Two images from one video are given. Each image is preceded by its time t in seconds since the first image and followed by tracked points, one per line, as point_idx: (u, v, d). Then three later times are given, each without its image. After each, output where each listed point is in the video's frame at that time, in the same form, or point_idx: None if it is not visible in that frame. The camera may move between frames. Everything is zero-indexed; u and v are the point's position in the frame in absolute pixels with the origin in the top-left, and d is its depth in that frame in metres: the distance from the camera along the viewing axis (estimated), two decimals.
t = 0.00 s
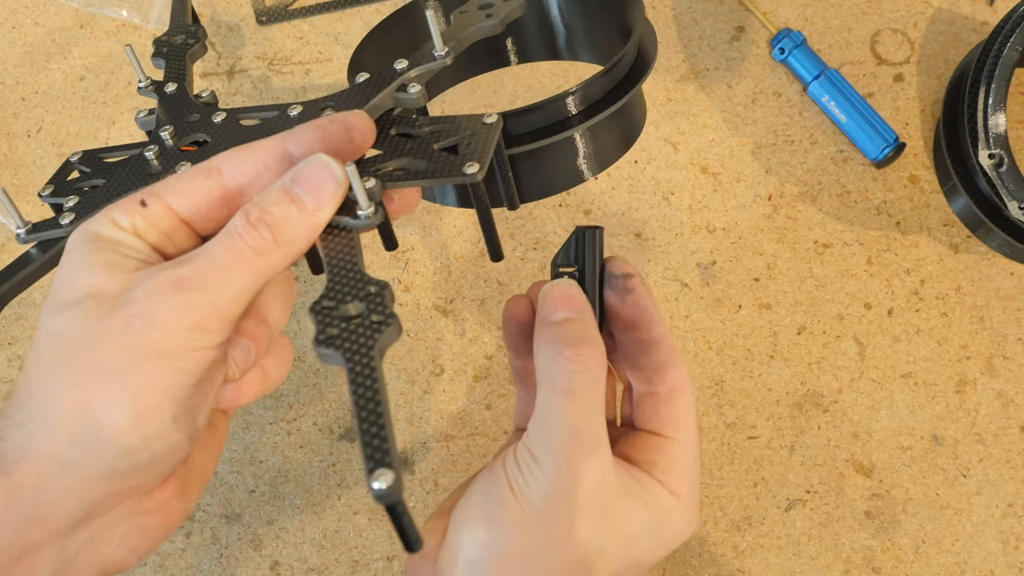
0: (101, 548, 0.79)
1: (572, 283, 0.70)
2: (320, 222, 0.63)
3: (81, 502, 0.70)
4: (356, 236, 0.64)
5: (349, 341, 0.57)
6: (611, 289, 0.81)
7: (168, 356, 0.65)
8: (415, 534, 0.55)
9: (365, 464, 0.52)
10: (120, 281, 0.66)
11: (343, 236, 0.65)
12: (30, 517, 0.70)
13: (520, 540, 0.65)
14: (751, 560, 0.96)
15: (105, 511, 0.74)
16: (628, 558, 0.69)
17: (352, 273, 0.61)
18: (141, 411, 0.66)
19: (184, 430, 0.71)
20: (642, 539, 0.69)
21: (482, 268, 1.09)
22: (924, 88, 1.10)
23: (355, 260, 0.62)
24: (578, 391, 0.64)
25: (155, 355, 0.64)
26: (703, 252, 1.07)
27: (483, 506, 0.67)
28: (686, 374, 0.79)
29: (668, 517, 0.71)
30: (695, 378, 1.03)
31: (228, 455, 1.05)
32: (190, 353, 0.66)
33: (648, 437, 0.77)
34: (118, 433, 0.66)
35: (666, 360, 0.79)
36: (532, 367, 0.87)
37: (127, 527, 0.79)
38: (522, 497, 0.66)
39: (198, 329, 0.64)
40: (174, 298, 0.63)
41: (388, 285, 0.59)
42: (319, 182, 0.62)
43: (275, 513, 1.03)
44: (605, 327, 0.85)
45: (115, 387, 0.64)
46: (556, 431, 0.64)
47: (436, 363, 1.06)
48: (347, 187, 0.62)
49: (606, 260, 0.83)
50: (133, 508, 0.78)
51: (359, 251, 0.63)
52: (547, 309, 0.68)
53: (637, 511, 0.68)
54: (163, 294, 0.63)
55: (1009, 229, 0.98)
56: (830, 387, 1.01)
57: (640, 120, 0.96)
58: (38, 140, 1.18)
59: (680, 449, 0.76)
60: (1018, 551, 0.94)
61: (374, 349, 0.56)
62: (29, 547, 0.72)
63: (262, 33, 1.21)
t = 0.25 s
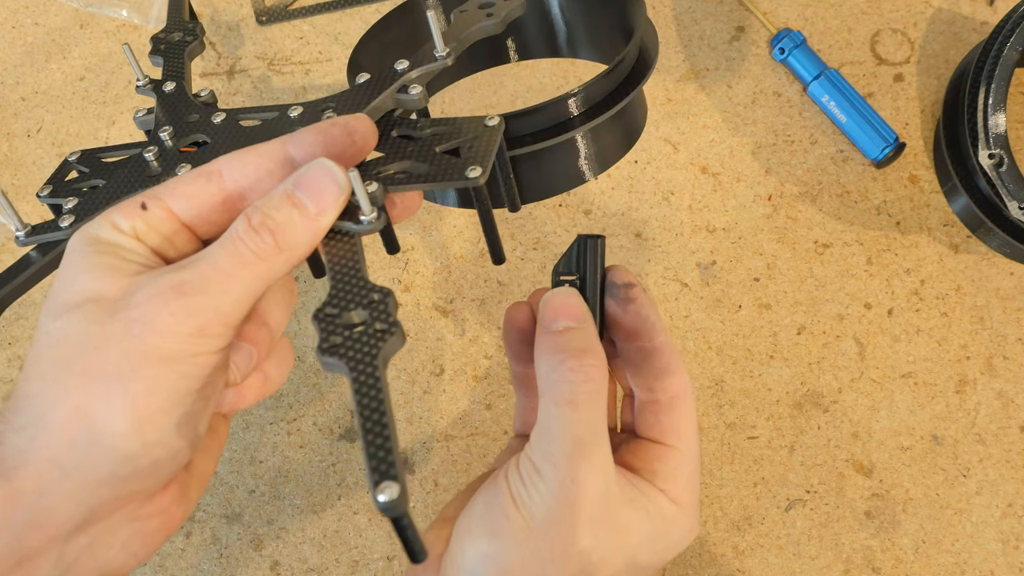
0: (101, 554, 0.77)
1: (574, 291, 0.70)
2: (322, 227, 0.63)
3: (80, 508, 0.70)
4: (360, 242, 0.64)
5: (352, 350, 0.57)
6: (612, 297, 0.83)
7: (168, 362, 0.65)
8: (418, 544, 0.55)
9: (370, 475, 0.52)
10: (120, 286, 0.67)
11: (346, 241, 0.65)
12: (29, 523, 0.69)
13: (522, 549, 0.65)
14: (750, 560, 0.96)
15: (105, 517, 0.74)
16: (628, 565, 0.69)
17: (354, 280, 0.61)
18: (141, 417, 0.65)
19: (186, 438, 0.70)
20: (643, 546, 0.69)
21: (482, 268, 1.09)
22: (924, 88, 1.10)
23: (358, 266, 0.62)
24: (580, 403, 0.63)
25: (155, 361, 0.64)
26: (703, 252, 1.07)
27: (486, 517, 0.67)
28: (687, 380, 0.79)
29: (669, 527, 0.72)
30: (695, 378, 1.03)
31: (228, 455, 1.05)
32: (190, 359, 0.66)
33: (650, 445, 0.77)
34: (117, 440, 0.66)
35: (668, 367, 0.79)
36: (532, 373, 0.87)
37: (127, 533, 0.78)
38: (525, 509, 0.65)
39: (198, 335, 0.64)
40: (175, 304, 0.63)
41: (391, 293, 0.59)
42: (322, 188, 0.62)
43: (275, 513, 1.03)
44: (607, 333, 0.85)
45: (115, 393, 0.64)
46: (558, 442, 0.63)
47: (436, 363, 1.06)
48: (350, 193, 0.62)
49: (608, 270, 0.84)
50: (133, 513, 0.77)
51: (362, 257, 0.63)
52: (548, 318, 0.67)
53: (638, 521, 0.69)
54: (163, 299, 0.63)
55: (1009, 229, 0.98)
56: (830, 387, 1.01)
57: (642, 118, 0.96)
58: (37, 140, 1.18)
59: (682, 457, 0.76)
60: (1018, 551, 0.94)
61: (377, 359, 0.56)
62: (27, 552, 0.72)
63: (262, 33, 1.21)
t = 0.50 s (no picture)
0: (103, 560, 0.77)
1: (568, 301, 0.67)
2: (324, 226, 0.63)
3: (81, 513, 0.70)
4: (361, 242, 0.64)
5: (352, 347, 0.57)
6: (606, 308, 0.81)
7: (169, 364, 0.64)
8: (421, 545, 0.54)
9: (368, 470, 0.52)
10: (121, 288, 0.66)
11: (349, 240, 0.65)
12: (29, 530, 0.70)
13: (521, 565, 0.66)
14: (750, 560, 0.96)
15: (106, 523, 0.74)
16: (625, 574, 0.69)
17: (357, 277, 0.61)
18: (142, 420, 0.65)
19: (187, 442, 0.70)
20: (639, 556, 0.69)
21: (482, 268, 1.09)
22: (924, 88, 1.10)
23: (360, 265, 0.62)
24: (579, 419, 0.62)
25: (155, 363, 0.64)
26: (703, 252, 1.07)
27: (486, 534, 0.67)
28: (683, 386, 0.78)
29: (664, 536, 0.71)
30: (695, 378, 1.03)
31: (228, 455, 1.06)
32: (190, 360, 0.65)
33: (645, 452, 0.76)
34: (119, 443, 0.65)
35: (663, 374, 0.78)
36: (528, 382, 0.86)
37: (130, 537, 0.78)
38: (522, 524, 0.65)
39: (198, 336, 0.64)
40: (174, 305, 0.62)
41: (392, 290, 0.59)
42: (324, 186, 0.62)
43: (275, 513, 1.03)
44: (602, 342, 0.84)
45: (116, 396, 0.64)
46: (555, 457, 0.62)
47: (436, 363, 1.06)
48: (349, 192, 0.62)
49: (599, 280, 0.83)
50: (134, 519, 0.77)
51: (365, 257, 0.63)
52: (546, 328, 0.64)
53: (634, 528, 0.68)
54: (163, 301, 0.63)
55: (1009, 229, 0.98)
56: (830, 387, 1.01)
57: (652, 125, 0.95)
58: (38, 140, 1.18)
59: (677, 464, 0.75)
60: (1017, 551, 0.94)
61: (377, 355, 0.56)
62: (28, 559, 0.72)
63: (262, 33, 1.21)
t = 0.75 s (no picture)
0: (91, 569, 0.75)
1: (527, 331, 0.70)
2: (317, 232, 0.61)
3: (70, 519, 0.69)
4: (353, 249, 0.62)
5: (338, 347, 0.53)
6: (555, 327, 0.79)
7: (161, 368, 0.64)
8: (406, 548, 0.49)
9: (347, 467, 0.48)
10: (112, 293, 0.66)
11: (341, 246, 0.63)
12: (15, 534, 0.67)
13: None
14: (750, 561, 0.96)
15: (94, 529, 0.73)
16: None
17: (347, 282, 0.59)
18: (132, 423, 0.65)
19: (176, 446, 0.70)
20: None
21: (482, 268, 1.09)
22: (924, 88, 1.10)
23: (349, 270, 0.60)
24: (532, 445, 0.64)
25: (146, 367, 0.64)
26: (703, 252, 1.07)
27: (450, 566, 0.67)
28: (643, 396, 0.75)
29: (630, 549, 0.71)
30: (695, 378, 1.03)
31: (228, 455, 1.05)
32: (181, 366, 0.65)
33: (607, 464, 0.75)
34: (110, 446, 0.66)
35: (620, 387, 0.75)
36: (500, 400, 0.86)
37: (120, 545, 0.76)
38: (483, 559, 0.65)
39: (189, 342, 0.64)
40: (163, 312, 0.62)
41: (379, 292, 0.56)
42: (316, 192, 0.60)
43: (275, 513, 1.03)
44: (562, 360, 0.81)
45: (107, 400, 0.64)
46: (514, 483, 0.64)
47: (436, 363, 1.06)
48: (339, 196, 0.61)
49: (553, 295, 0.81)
50: (125, 526, 0.76)
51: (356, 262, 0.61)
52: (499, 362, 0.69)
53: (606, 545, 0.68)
54: (153, 306, 0.62)
55: (1009, 229, 0.98)
56: (830, 387, 1.01)
57: (656, 128, 0.90)
58: (38, 140, 1.18)
59: (639, 475, 0.74)
60: (1018, 551, 0.94)
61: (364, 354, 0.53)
62: (15, 565, 0.69)
63: (262, 33, 1.20)
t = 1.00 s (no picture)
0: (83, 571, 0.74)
1: (524, 329, 0.68)
2: (314, 226, 0.60)
3: (60, 520, 0.69)
4: (350, 241, 0.59)
5: (329, 339, 0.50)
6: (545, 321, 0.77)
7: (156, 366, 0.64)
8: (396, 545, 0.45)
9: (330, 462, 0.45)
10: (106, 290, 0.66)
11: (338, 240, 0.60)
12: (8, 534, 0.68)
13: None
14: (750, 561, 0.97)
15: (83, 530, 0.72)
16: None
17: (341, 275, 0.56)
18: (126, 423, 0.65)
19: (169, 448, 0.70)
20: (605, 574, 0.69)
21: (482, 268, 1.09)
22: (924, 88, 1.10)
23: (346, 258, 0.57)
24: (527, 445, 0.64)
25: (141, 365, 0.63)
26: (703, 252, 1.07)
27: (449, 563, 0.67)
28: (640, 390, 0.75)
29: (629, 547, 0.70)
30: (695, 378, 1.03)
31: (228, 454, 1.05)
32: (177, 364, 0.65)
33: (603, 459, 0.75)
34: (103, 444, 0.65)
35: (616, 380, 0.75)
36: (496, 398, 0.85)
37: (114, 547, 0.75)
38: (480, 558, 0.65)
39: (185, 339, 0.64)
40: (159, 307, 0.62)
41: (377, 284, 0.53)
42: (312, 185, 0.59)
43: (274, 513, 1.03)
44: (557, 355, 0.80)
45: (100, 398, 0.64)
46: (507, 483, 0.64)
47: (436, 363, 1.06)
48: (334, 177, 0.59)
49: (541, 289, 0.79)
50: (118, 527, 0.75)
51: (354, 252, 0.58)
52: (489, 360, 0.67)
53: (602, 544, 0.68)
54: (148, 302, 0.62)
55: (1009, 229, 0.98)
56: (830, 387, 1.01)
57: (672, 123, 0.90)
58: (38, 140, 1.18)
59: (636, 470, 0.73)
60: (1018, 551, 0.94)
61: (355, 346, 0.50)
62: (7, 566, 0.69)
63: (261, 33, 1.20)
